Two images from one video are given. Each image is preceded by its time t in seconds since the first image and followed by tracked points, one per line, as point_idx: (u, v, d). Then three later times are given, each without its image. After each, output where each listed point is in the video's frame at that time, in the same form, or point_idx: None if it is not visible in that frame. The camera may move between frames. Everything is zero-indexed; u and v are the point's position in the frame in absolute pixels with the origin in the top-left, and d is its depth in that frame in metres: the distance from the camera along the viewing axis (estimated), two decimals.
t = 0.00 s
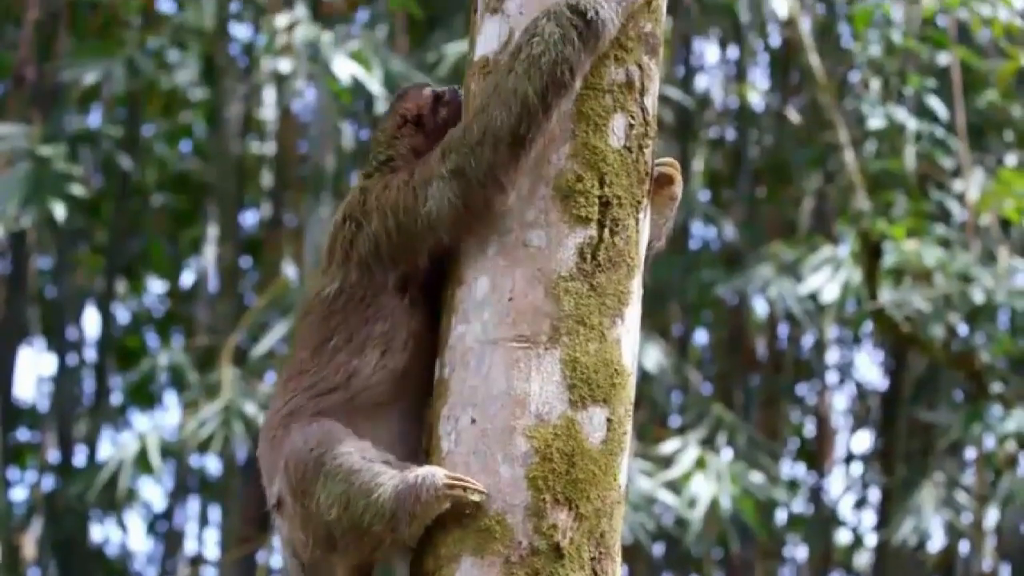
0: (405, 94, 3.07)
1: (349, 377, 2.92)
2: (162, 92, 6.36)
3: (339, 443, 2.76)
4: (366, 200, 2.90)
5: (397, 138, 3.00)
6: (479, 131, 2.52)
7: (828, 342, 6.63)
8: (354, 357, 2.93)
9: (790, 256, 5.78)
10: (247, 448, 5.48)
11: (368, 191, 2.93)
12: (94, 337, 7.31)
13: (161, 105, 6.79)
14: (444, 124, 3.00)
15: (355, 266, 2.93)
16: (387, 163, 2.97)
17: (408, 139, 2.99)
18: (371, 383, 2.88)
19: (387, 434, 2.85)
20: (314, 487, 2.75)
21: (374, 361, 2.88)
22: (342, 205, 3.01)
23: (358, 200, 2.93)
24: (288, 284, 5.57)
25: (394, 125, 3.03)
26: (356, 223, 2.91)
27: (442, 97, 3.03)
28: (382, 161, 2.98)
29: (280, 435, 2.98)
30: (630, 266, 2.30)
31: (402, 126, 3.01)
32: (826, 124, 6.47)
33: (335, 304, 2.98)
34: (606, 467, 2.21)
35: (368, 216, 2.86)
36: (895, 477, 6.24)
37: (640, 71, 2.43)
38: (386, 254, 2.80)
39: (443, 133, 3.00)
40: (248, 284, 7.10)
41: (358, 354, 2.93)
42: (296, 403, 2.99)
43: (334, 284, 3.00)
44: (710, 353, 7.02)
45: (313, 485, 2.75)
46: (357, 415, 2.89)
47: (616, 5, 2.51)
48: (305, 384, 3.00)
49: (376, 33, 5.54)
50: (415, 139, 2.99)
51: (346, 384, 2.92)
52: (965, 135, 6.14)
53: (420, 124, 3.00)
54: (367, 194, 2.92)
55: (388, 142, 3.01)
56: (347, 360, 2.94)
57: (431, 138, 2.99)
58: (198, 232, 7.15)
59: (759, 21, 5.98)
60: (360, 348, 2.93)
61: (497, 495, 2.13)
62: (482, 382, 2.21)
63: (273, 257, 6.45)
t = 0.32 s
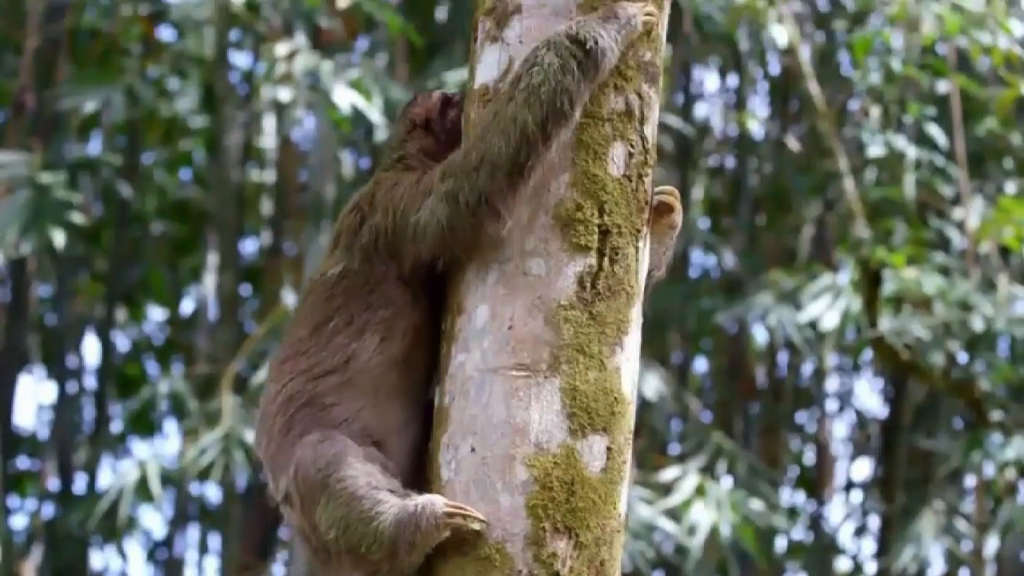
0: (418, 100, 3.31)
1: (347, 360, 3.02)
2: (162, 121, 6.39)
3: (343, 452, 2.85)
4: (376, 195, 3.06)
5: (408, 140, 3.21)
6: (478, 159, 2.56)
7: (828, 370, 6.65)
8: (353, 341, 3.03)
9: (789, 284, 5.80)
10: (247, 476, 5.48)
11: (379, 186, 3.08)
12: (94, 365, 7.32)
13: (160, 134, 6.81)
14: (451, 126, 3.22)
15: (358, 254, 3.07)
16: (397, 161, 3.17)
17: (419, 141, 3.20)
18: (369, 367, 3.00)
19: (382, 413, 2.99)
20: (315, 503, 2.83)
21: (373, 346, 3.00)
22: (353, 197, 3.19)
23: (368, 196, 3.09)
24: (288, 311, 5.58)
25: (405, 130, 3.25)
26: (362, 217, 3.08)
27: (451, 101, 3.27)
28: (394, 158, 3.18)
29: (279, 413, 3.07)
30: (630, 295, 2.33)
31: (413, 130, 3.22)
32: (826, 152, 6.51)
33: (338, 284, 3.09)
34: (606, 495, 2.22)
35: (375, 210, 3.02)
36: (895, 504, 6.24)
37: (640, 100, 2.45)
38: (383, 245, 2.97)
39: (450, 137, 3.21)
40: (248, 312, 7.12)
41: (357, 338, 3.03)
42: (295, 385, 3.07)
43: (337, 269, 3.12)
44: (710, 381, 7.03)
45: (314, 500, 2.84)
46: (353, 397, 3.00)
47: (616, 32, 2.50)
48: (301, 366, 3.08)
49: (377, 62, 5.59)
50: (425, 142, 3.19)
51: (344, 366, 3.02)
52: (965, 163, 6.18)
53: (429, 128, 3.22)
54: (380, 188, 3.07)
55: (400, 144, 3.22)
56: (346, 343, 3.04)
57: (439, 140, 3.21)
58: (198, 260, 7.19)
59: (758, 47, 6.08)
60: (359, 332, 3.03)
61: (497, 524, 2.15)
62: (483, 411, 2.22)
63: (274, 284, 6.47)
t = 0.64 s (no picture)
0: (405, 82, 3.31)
1: (349, 354, 3.06)
2: (162, 145, 6.42)
3: (356, 456, 2.90)
4: (371, 199, 3.10)
5: (395, 128, 3.25)
6: (480, 183, 2.60)
7: (828, 395, 6.66)
8: (353, 334, 3.07)
9: (789, 308, 5.82)
10: (246, 499, 5.49)
11: (374, 188, 3.12)
12: (94, 389, 7.35)
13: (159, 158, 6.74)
14: (436, 108, 3.17)
15: (349, 261, 3.11)
16: (382, 157, 3.23)
17: (405, 128, 3.22)
18: (376, 356, 3.02)
19: (393, 406, 2.96)
20: (325, 508, 2.88)
21: (372, 339, 3.03)
22: (349, 198, 3.21)
23: (364, 200, 3.12)
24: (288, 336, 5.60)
25: (394, 117, 3.29)
26: (355, 221, 3.11)
27: (434, 79, 3.20)
28: (379, 152, 3.25)
29: (291, 406, 3.13)
30: (630, 320, 2.34)
31: (400, 115, 3.26)
32: (826, 177, 6.53)
33: (337, 284, 3.12)
34: (605, 520, 2.24)
35: (370, 214, 3.06)
36: (895, 528, 6.23)
37: (640, 124, 2.47)
38: (378, 252, 3.02)
39: (438, 116, 3.17)
40: (247, 336, 7.15)
41: (357, 332, 3.06)
42: (305, 382, 3.11)
43: (331, 273, 3.16)
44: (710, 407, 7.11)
45: (323, 510, 2.89)
46: (356, 389, 3.01)
47: (616, 55, 2.50)
48: (308, 366, 3.12)
49: (378, 86, 5.62)
50: (411, 128, 3.21)
51: (347, 360, 3.06)
52: (964, 188, 6.21)
53: (414, 110, 3.22)
54: (374, 191, 3.10)
55: (388, 134, 3.27)
56: (346, 338, 3.08)
57: (426, 123, 3.19)
58: (198, 284, 7.22)
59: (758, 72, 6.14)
60: (357, 326, 3.06)
61: (497, 549, 2.17)
62: (483, 438, 2.24)
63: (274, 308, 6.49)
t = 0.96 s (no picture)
0: (385, 56, 3.33)
1: (365, 353, 3.06)
2: (163, 169, 6.45)
3: (371, 473, 2.93)
4: (364, 204, 3.09)
5: (380, 105, 3.27)
6: (488, 213, 2.63)
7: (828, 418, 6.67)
8: (366, 335, 3.07)
9: (789, 331, 5.83)
10: (246, 523, 5.49)
11: (368, 188, 3.12)
12: (93, 413, 7.36)
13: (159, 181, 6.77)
14: (423, 87, 3.27)
15: (343, 269, 3.13)
16: (369, 141, 3.23)
17: (391, 106, 3.26)
18: (390, 358, 3.01)
19: (411, 406, 3.01)
20: (334, 522, 2.96)
21: (386, 335, 3.02)
22: (338, 194, 3.19)
23: (355, 202, 3.12)
24: (288, 361, 5.62)
25: (376, 92, 3.30)
26: (348, 225, 3.10)
27: (419, 56, 3.29)
28: (365, 135, 3.24)
29: (308, 404, 3.16)
30: (630, 344, 2.36)
31: (384, 93, 3.28)
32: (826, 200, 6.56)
33: (339, 289, 3.14)
34: (605, 544, 2.26)
35: (365, 218, 3.06)
36: (895, 551, 6.23)
37: (640, 149, 2.50)
38: (374, 258, 3.04)
39: (425, 99, 3.27)
40: (247, 360, 7.16)
41: (370, 331, 3.06)
42: (323, 383, 3.13)
43: (327, 282, 3.17)
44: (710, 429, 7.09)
45: (333, 520, 2.97)
46: (377, 385, 3.03)
47: (617, 80, 2.51)
48: (324, 367, 3.14)
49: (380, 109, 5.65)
50: (398, 108, 3.25)
51: (364, 358, 3.05)
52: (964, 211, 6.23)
53: (400, 88, 3.27)
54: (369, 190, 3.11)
55: (372, 111, 3.27)
56: (361, 337, 3.07)
57: (413, 105, 3.27)
58: (198, 307, 7.24)
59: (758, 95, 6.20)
60: (370, 326, 3.06)
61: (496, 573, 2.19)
62: (483, 462, 2.25)
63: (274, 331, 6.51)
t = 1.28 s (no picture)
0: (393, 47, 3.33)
1: (388, 355, 2.97)
2: (163, 193, 6.48)
3: (378, 496, 2.95)
4: (367, 209, 3.03)
5: (388, 96, 3.23)
6: (496, 242, 2.63)
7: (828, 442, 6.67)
8: (387, 338, 2.99)
9: (789, 355, 5.84)
10: (245, 546, 5.49)
11: (372, 190, 3.05)
12: (93, 437, 7.37)
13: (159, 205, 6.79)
14: (431, 80, 3.30)
15: (349, 275, 3.08)
16: (373, 135, 3.16)
17: (399, 98, 3.24)
18: (410, 364, 2.93)
19: (428, 409, 2.97)
20: (341, 538, 3.01)
21: (406, 335, 2.94)
22: (339, 195, 3.13)
23: (358, 205, 3.05)
24: (288, 384, 5.63)
25: (386, 80, 3.26)
26: (352, 230, 3.05)
27: (430, 48, 3.36)
28: (371, 129, 3.17)
29: (328, 405, 3.13)
30: (630, 369, 2.37)
31: (394, 82, 3.25)
32: (826, 224, 6.59)
33: (350, 296, 3.08)
34: (605, 567, 2.28)
35: (367, 225, 3.01)
36: None
37: (640, 173, 2.53)
38: (378, 265, 3.00)
39: (431, 94, 3.29)
40: (247, 383, 7.17)
41: (391, 333, 2.98)
42: (346, 383, 3.10)
43: (338, 287, 3.11)
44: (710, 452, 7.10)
45: (339, 537, 3.02)
46: (398, 392, 2.96)
47: (617, 104, 2.53)
48: (348, 368, 3.10)
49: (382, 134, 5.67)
50: (405, 100, 3.24)
51: (388, 360, 2.97)
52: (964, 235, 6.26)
53: (409, 78, 3.28)
54: (374, 193, 3.04)
55: (379, 99, 3.23)
56: (382, 341, 3.00)
57: (420, 98, 3.27)
58: (198, 331, 7.26)
59: (757, 118, 6.23)
60: (391, 327, 2.99)
61: None
62: (482, 487, 2.26)
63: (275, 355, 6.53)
